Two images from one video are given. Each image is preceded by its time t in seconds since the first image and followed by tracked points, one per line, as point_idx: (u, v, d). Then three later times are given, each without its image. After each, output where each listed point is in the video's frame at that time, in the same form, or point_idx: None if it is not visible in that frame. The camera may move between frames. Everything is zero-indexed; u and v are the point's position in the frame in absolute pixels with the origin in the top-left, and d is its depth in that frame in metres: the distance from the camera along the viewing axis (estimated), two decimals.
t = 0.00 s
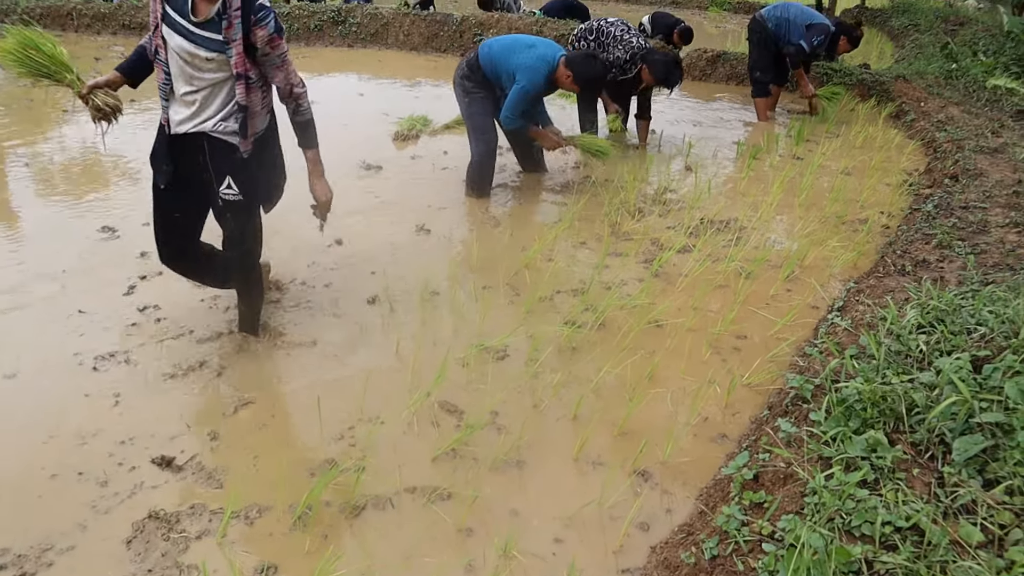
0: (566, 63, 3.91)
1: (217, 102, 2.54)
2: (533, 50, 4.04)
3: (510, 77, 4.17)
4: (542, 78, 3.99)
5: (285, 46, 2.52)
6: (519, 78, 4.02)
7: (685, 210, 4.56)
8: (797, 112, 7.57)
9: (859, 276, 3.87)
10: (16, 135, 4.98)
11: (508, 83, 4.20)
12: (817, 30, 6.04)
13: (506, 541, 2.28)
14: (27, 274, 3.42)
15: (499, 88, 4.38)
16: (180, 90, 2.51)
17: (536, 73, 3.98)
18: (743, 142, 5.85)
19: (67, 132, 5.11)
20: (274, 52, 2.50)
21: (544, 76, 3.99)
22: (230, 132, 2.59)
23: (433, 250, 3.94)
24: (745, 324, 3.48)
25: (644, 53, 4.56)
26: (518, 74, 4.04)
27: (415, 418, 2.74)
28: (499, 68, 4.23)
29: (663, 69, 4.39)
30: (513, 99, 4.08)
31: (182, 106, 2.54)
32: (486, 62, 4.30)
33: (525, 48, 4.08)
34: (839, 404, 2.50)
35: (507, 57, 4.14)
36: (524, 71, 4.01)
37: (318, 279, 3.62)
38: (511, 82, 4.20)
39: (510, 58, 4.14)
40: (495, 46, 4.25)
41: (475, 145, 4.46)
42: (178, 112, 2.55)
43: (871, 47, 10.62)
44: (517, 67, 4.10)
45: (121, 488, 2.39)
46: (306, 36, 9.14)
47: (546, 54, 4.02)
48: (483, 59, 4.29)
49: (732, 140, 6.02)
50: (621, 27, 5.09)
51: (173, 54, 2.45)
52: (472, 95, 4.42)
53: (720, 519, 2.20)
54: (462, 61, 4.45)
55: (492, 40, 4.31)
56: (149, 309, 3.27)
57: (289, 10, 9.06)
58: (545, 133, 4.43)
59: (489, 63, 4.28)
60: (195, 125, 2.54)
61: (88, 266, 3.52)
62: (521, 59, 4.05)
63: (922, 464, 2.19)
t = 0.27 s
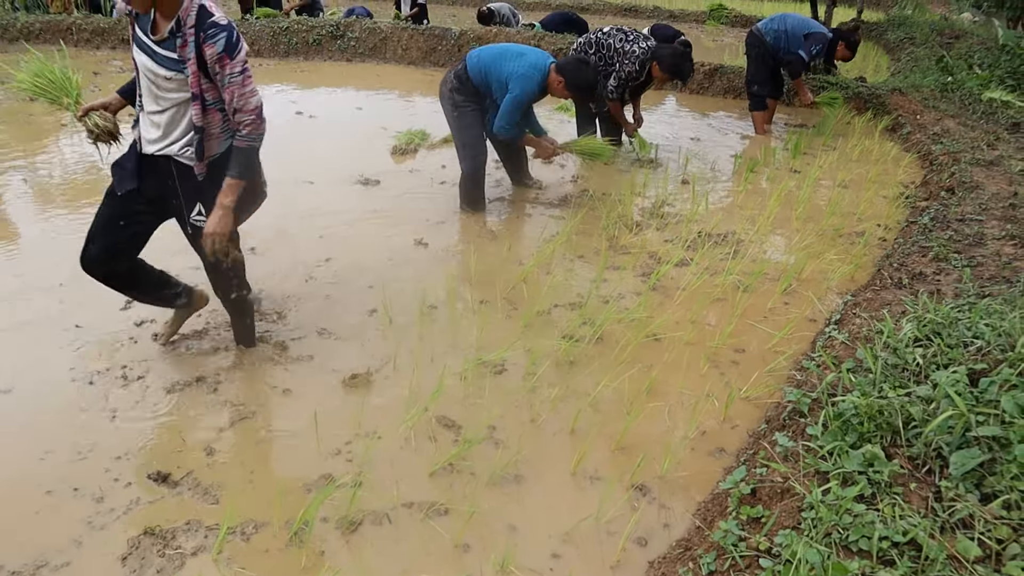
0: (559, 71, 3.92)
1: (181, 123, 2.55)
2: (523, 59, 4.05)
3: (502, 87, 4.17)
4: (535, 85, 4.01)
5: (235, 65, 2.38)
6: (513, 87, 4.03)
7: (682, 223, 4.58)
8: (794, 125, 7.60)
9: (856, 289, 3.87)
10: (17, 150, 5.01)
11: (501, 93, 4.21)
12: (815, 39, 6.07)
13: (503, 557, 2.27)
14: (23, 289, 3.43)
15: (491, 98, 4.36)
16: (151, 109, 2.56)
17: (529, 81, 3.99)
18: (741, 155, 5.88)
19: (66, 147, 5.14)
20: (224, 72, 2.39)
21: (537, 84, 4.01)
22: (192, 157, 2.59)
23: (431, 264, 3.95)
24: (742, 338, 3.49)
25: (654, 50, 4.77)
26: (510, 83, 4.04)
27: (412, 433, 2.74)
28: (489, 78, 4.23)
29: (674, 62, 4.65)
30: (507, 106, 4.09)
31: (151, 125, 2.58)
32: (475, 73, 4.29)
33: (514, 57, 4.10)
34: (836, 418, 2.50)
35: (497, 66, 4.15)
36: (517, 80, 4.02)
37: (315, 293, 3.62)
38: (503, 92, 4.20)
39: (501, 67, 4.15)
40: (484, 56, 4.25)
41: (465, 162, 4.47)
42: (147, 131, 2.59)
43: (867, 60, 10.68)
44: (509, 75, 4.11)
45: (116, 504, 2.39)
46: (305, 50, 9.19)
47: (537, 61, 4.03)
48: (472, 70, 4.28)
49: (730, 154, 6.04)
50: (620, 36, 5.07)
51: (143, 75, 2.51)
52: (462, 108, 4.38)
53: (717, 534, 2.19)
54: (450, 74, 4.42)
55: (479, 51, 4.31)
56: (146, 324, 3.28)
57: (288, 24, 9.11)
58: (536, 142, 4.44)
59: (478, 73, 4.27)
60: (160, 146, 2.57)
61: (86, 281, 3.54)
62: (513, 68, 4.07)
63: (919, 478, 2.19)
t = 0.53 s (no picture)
0: (570, 88, 3.95)
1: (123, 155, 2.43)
2: (537, 75, 4.10)
3: (514, 100, 4.20)
4: (547, 102, 4.05)
5: (149, 96, 2.19)
6: (525, 102, 4.07)
7: (683, 236, 4.59)
8: (795, 138, 7.63)
9: (857, 303, 3.87)
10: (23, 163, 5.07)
11: (512, 106, 4.24)
12: (818, 54, 6.14)
13: (502, 571, 2.27)
14: (26, 301, 3.47)
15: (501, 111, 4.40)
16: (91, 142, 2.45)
17: (542, 98, 4.03)
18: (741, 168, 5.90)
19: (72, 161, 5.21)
20: (137, 104, 2.20)
21: (549, 101, 4.04)
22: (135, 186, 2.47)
23: (432, 277, 3.96)
24: (743, 351, 3.48)
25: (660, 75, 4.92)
26: (523, 98, 4.08)
27: (412, 446, 2.74)
28: (502, 91, 4.26)
29: (681, 85, 4.79)
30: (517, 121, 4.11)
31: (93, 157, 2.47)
32: (489, 85, 4.33)
33: (529, 73, 4.14)
34: (836, 433, 2.49)
35: (511, 80, 4.19)
36: (530, 95, 4.05)
37: (317, 305, 3.64)
38: (514, 106, 4.23)
39: (514, 81, 4.19)
40: (498, 69, 4.29)
41: (464, 172, 4.51)
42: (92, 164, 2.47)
43: (868, 73, 10.72)
44: (522, 90, 4.15)
45: (115, 516, 2.39)
46: (308, 63, 9.27)
47: (551, 79, 4.08)
48: (485, 81, 4.31)
49: (731, 167, 6.06)
50: (630, 60, 5.07)
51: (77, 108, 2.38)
52: (471, 116, 4.42)
53: (717, 548, 2.19)
54: (463, 83, 4.46)
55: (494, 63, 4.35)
56: (147, 336, 3.30)
57: (291, 37, 9.22)
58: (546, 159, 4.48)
59: (492, 86, 4.31)
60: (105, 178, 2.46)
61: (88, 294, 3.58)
62: (527, 83, 4.11)
63: (919, 493, 2.19)
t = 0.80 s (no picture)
0: (584, 105, 3.97)
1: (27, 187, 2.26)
2: (553, 92, 4.12)
3: (528, 115, 4.22)
4: (562, 119, 4.07)
5: (55, 115, 2.07)
6: (540, 119, 4.09)
7: (684, 249, 4.60)
8: (796, 152, 7.65)
9: (858, 316, 3.87)
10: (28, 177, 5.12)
11: (525, 121, 4.27)
12: (817, 73, 6.24)
13: None
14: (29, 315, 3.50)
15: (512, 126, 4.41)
16: None
17: (557, 115, 4.05)
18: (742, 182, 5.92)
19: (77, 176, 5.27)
20: (40, 124, 2.07)
21: (563, 118, 4.07)
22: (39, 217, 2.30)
23: (434, 290, 3.98)
24: (743, 365, 3.48)
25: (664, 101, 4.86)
26: (538, 113, 4.10)
27: (412, 459, 2.74)
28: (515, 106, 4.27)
29: (684, 112, 4.74)
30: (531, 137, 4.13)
31: None
32: (502, 99, 4.35)
33: (544, 89, 4.16)
34: (836, 447, 2.49)
35: (526, 95, 4.21)
36: (545, 112, 4.08)
37: (318, 317, 3.65)
38: (527, 121, 4.25)
39: (529, 97, 4.21)
40: (512, 83, 4.30)
41: (467, 185, 4.55)
42: None
43: (869, 86, 10.75)
44: (537, 106, 4.16)
45: (115, 529, 2.39)
46: (311, 76, 9.34)
47: (566, 97, 4.10)
48: (499, 95, 4.32)
49: (731, 180, 6.08)
50: (641, 78, 5.17)
51: None
52: (480, 130, 4.43)
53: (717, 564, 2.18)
54: (475, 95, 4.47)
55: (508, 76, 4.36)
56: (149, 348, 3.32)
57: (294, 50, 9.30)
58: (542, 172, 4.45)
59: (505, 99, 4.32)
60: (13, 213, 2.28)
61: (91, 307, 3.61)
62: (542, 99, 4.13)
63: (919, 508, 2.19)
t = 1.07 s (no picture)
0: (590, 121, 3.98)
1: None
2: (558, 108, 4.11)
3: (534, 132, 4.23)
4: (568, 137, 4.08)
5: (37, 109, 2.10)
6: (547, 137, 4.10)
7: (683, 263, 4.60)
8: (795, 165, 7.68)
9: (857, 330, 3.87)
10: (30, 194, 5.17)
11: (531, 138, 4.28)
12: (819, 85, 6.25)
13: None
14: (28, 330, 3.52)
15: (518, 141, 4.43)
16: None
17: (563, 132, 4.06)
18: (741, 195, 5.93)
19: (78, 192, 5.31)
20: (24, 118, 2.09)
21: (569, 135, 4.08)
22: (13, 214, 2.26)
23: (433, 304, 3.98)
24: (743, 378, 3.48)
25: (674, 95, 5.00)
26: (544, 132, 4.11)
27: (411, 474, 2.74)
28: (520, 124, 4.27)
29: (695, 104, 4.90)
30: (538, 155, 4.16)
31: None
32: (506, 116, 4.34)
33: (549, 106, 4.15)
34: (836, 461, 2.48)
35: (530, 113, 4.21)
36: (552, 130, 4.08)
37: (317, 331, 3.66)
38: (533, 138, 4.26)
39: (534, 115, 4.21)
40: (516, 99, 4.29)
41: (468, 199, 4.57)
42: None
43: (868, 99, 10.80)
44: (542, 123, 4.16)
45: (113, 544, 2.38)
46: (311, 90, 9.40)
47: (571, 113, 4.10)
48: (504, 112, 4.33)
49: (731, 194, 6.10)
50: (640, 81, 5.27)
51: None
52: (485, 146, 4.46)
53: None
54: (478, 112, 4.46)
55: (511, 93, 4.34)
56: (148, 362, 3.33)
57: (295, 64, 9.37)
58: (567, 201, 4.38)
59: (510, 116, 4.32)
60: None
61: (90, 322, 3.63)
62: (548, 116, 4.12)
63: (920, 523, 2.18)
